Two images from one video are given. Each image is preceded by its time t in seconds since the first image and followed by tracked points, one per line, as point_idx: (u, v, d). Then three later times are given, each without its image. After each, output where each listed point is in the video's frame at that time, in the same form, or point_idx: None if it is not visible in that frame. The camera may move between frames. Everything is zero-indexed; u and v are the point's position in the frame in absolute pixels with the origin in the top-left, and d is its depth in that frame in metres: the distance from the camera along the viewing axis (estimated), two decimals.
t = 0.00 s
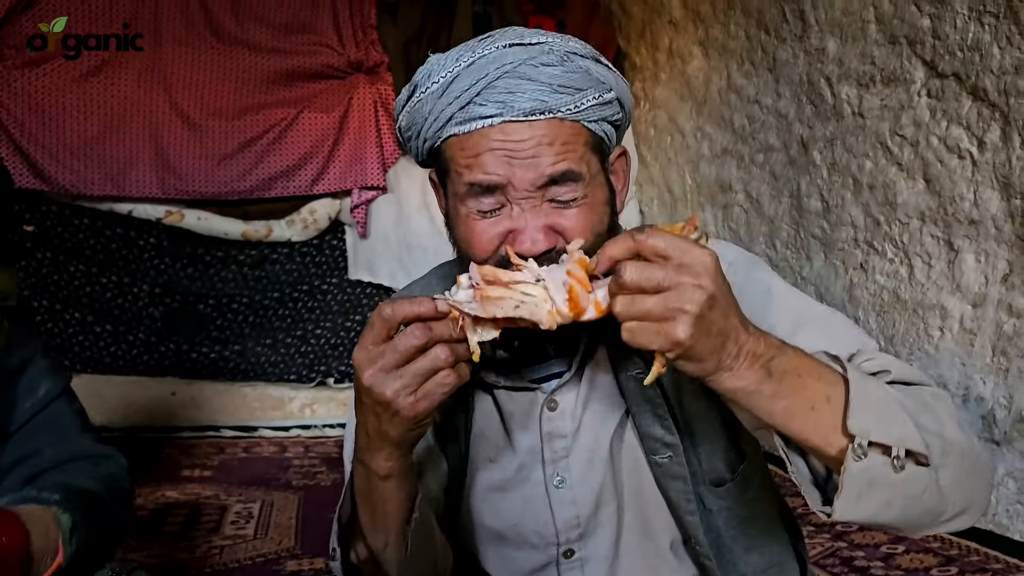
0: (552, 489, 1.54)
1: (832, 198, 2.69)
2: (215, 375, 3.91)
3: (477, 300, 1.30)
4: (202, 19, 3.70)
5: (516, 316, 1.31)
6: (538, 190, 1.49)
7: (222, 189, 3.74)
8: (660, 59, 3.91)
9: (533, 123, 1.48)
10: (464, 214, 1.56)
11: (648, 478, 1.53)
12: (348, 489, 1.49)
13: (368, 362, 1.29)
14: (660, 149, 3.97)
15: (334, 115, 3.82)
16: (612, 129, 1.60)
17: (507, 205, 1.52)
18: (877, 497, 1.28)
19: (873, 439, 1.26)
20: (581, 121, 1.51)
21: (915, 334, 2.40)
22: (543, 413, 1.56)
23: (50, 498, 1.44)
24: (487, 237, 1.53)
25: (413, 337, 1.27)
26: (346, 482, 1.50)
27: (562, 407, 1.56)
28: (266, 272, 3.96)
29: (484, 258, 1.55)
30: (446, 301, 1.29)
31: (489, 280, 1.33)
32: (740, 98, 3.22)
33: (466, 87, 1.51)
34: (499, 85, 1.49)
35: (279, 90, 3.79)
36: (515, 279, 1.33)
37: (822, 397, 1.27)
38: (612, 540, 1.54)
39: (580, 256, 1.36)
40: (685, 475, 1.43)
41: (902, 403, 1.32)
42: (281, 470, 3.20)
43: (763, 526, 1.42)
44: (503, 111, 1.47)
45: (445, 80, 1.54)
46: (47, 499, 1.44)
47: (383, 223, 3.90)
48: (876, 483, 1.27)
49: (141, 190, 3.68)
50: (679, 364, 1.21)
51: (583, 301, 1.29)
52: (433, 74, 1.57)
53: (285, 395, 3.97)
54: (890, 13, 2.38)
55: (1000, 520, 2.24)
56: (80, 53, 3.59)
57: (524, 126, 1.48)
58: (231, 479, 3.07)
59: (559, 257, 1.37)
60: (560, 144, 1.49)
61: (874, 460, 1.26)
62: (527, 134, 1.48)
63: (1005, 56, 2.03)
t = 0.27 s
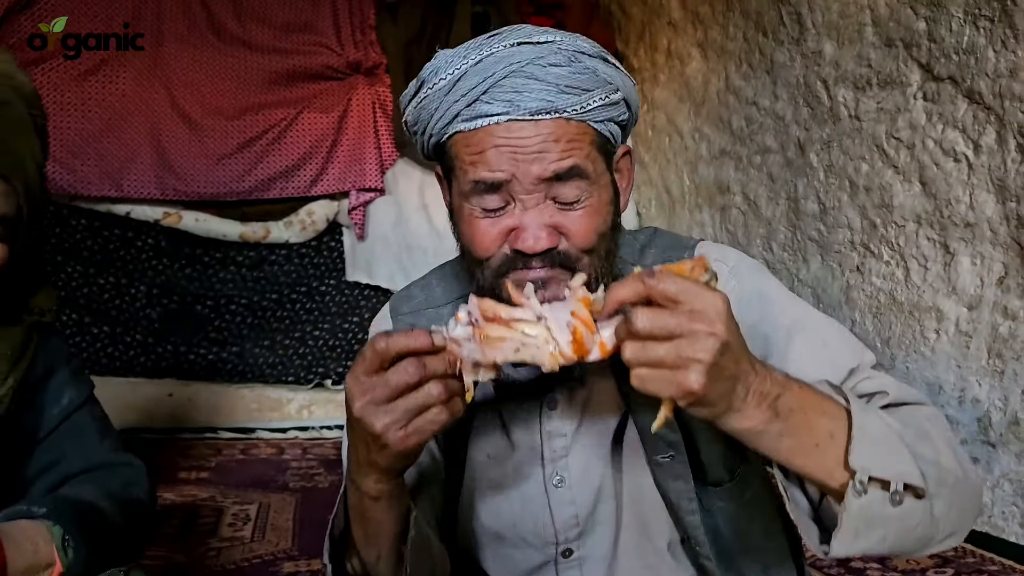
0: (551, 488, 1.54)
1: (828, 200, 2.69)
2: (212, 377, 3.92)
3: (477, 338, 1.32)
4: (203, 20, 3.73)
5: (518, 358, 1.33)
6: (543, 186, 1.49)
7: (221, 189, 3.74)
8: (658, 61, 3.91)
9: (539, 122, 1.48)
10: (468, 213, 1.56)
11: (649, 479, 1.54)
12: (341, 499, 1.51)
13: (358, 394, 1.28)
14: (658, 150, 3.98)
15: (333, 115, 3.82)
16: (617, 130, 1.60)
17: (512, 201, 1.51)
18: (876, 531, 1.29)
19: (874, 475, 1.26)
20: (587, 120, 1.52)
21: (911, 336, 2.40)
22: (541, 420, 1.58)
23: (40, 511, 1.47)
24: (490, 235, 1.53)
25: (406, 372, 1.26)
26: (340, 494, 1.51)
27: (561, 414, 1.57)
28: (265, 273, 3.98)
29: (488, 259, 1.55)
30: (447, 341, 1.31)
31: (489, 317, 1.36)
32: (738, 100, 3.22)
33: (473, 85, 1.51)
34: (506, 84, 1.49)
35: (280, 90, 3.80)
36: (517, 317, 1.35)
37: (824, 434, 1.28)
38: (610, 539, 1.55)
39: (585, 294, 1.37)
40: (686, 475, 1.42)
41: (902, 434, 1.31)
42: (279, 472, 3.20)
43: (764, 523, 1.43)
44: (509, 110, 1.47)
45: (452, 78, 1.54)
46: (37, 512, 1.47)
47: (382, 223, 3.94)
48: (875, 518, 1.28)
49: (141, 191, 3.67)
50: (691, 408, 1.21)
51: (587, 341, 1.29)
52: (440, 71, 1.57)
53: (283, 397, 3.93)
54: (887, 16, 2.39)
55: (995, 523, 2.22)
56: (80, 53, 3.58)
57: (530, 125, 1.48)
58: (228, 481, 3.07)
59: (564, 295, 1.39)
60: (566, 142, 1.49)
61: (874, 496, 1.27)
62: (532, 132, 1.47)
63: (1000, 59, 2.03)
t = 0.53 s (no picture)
0: (551, 490, 1.55)
1: (825, 202, 2.70)
2: (211, 378, 3.91)
3: (491, 409, 1.29)
4: (201, 19, 3.70)
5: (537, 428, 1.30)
6: (547, 171, 1.50)
7: (220, 190, 3.75)
8: (656, 63, 3.92)
9: (542, 107, 1.49)
10: (473, 203, 1.57)
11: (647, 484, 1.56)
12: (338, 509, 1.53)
13: (360, 446, 1.29)
14: (655, 153, 3.99)
15: (331, 117, 3.84)
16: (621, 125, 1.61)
17: (516, 189, 1.52)
18: None
19: (873, 531, 1.28)
20: (591, 110, 1.53)
21: (908, 337, 2.40)
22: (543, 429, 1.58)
23: (41, 518, 1.40)
24: (494, 223, 1.55)
25: (408, 437, 1.25)
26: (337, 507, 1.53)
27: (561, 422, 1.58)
28: (264, 274, 3.99)
29: (490, 247, 1.57)
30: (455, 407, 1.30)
31: (502, 386, 1.32)
32: (736, 102, 3.23)
33: (483, 72, 1.52)
34: (511, 72, 1.50)
35: (278, 91, 3.81)
36: (533, 382, 1.31)
37: (837, 486, 1.28)
38: (608, 541, 1.57)
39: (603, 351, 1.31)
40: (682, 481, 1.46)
41: (896, 484, 1.34)
42: (277, 473, 3.21)
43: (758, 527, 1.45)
44: (513, 95, 1.48)
45: (463, 67, 1.55)
46: (36, 519, 1.40)
47: (379, 225, 4.00)
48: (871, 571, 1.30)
49: (138, 192, 3.67)
50: (724, 476, 1.20)
51: (609, 407, 1.25)
52: (451, 62, 1.59)
53: (280, 397, 3.96)
54: (883, 19, 2.40)
55: (990, 523, 2.22)
56: (81, 53, 3.55)
57: (534, 110, 1.49)
58: (226, 482, 3.07)
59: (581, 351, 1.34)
60: (569, 128, 1.50)
61: (873, 550, 1.29)
62: (536, 117, 1.49)
63: (996, 62, 2.05)
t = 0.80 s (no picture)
0: (558, 475, 1.60)
1: (823, 204, 2.70)
2: (208, 379, 3.90)
3: (501, 446, 1.30)
4: (198, 19, 3.69)
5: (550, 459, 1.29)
6: (568, 154, 1.53)
7: (218, 192, 3.75)
8: (654, 66, 3.93)
9: (566, 91, 1.54)
10: (493, 185, 1.60)
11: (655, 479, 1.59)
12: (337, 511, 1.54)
13: (364, 479, 1.32)
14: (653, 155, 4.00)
15: (329, 119, 3.84)
16: (642, 118, 1.65)
17: (535, 170, 1.56)
18: None
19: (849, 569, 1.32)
20: (612, 99, 1.57)
21: (905, 338, 2.41)
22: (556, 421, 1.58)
23: (44, 523, 1.40)
24: (513, 204, 1.57)
25: (410, 479, 1.29)
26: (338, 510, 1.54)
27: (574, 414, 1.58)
28: (261, 275, 3.99)
29: (510, 229, 1.59)
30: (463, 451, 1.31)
31: (509, 420, 1.31)
32: (733, 104, 3.24)
33: (511, 58, 1.56)
34: (539, 58, 1.55)
35: (275, 92, 3.81)
36: (540, 411, 1.31)
37: (826, 521, 1.31)
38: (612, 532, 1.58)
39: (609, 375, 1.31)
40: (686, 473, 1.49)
41: (876, 527, 1.37)
42: (276, 473, 3.21)
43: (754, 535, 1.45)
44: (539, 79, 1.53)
45: (493, 55, 1.60)
46: (38, 524, 1.39)
47: (378, 227, 4.03)
48: None
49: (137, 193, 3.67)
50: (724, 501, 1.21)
51: (617, 430, 1.25)
52: (483, 50, 1.64)
53: (278, 398, 3.94)
54: (880, 21, 2.41)
55: (988, 524, 2.23)
56: (80, 53, 3.55)
57: (558, 94, 1.53)
58: (225, 483, 3.07)
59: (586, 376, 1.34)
60: (590, 112, 1.54)
61: None
62: (559, 101, 1.53)
63: (992, 64, 2.05)
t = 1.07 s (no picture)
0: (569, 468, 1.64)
1: (820, 205, 2.70)
2: (205, 379, 3.91)
3: (500, 436, 1.27)
4: (195, 20, 3.70)
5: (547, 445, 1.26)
6: (608, 148, 1.61)
7: (215, 192, 3.74)
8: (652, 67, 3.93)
9: (612, 88, 1.62)
10: (533, 171, 1.68)
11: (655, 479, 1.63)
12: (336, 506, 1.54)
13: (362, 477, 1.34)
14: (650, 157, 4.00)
15: (327, 120, 3.84)
16: (682, 123, 1.72)
17: (575, 161, 1.63)
18: None
19: None
20: (655, 99, 1.64)
21: (902, 340, 2.41)
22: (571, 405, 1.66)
23: (48, 527, 1.40)
24: (550, 191, 1.65)
25: (400, 493, 1.29)
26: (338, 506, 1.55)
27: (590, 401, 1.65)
28: (258, 276, 3.97)
29: (543, 215, 1.67)
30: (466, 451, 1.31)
31: (508, 409, 1.29)
32: (731, 105, 3.24)
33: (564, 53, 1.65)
34: (591, 55, 1.63)
35: (272, 93, 3.80)
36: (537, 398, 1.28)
37: (790, 552, 1.33)
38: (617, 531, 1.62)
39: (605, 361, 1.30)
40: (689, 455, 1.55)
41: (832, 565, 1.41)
42: (273, 474, 3.21)
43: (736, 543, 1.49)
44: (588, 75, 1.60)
45: (548, 49, 1.68)
46: (42, 528, 1.40)
47: (375, 227, 4.02)
48: None
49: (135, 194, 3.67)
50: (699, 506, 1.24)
51: (610, 418, 1.25)
52: (538, 45, 1.72)
53: (274, 399, 3.96)
54: (878, 23, 2.41)
55: (985, 526, 2.23)
56: (80, 52, 3.55)
57: (604, 89, 1.62)
58: (222, 483, 3.06)
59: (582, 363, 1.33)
60: (633, 111, 1.62)
61: None
62: (605, 96, 1.61)
63: (990, 66, 2.06)
